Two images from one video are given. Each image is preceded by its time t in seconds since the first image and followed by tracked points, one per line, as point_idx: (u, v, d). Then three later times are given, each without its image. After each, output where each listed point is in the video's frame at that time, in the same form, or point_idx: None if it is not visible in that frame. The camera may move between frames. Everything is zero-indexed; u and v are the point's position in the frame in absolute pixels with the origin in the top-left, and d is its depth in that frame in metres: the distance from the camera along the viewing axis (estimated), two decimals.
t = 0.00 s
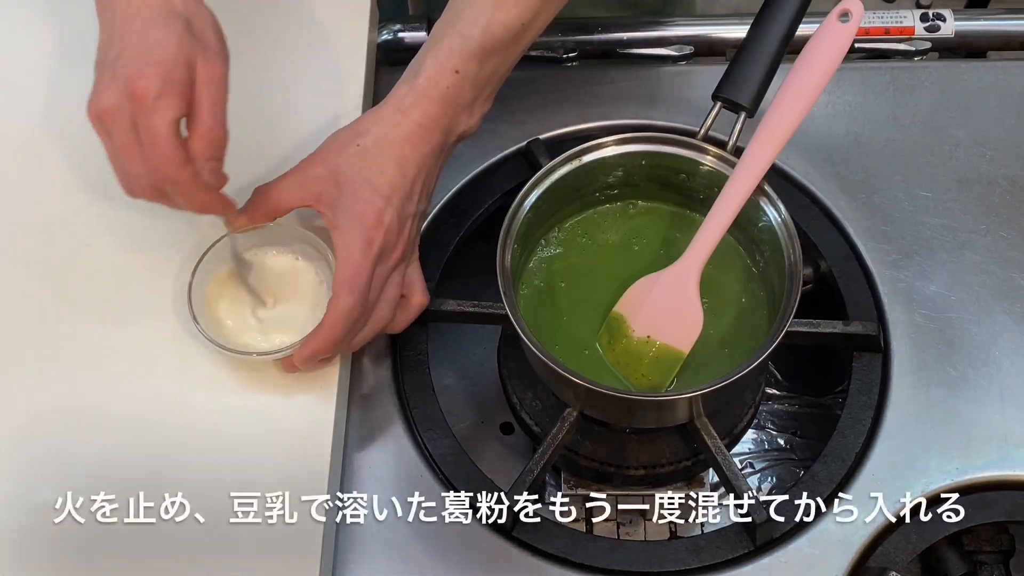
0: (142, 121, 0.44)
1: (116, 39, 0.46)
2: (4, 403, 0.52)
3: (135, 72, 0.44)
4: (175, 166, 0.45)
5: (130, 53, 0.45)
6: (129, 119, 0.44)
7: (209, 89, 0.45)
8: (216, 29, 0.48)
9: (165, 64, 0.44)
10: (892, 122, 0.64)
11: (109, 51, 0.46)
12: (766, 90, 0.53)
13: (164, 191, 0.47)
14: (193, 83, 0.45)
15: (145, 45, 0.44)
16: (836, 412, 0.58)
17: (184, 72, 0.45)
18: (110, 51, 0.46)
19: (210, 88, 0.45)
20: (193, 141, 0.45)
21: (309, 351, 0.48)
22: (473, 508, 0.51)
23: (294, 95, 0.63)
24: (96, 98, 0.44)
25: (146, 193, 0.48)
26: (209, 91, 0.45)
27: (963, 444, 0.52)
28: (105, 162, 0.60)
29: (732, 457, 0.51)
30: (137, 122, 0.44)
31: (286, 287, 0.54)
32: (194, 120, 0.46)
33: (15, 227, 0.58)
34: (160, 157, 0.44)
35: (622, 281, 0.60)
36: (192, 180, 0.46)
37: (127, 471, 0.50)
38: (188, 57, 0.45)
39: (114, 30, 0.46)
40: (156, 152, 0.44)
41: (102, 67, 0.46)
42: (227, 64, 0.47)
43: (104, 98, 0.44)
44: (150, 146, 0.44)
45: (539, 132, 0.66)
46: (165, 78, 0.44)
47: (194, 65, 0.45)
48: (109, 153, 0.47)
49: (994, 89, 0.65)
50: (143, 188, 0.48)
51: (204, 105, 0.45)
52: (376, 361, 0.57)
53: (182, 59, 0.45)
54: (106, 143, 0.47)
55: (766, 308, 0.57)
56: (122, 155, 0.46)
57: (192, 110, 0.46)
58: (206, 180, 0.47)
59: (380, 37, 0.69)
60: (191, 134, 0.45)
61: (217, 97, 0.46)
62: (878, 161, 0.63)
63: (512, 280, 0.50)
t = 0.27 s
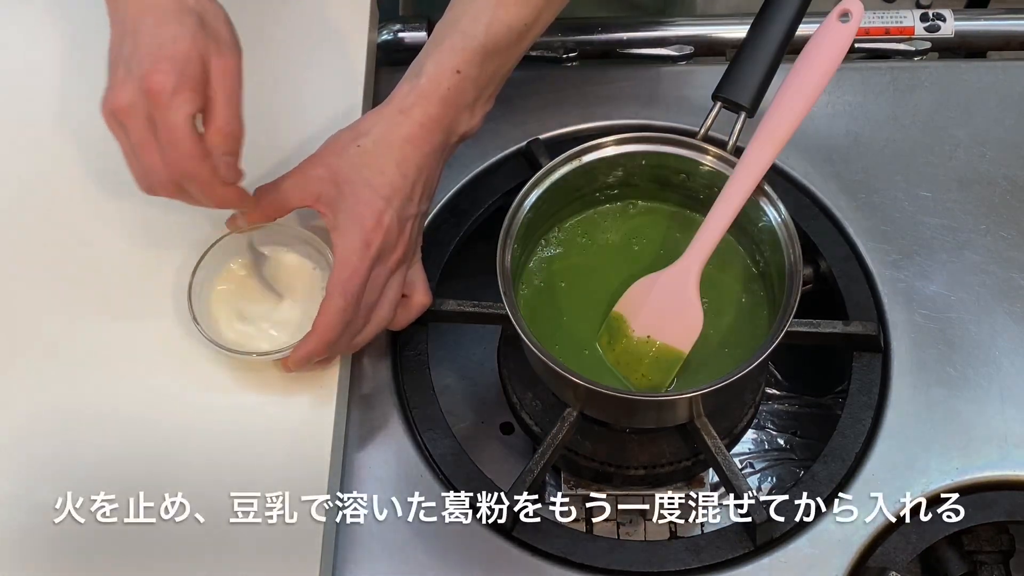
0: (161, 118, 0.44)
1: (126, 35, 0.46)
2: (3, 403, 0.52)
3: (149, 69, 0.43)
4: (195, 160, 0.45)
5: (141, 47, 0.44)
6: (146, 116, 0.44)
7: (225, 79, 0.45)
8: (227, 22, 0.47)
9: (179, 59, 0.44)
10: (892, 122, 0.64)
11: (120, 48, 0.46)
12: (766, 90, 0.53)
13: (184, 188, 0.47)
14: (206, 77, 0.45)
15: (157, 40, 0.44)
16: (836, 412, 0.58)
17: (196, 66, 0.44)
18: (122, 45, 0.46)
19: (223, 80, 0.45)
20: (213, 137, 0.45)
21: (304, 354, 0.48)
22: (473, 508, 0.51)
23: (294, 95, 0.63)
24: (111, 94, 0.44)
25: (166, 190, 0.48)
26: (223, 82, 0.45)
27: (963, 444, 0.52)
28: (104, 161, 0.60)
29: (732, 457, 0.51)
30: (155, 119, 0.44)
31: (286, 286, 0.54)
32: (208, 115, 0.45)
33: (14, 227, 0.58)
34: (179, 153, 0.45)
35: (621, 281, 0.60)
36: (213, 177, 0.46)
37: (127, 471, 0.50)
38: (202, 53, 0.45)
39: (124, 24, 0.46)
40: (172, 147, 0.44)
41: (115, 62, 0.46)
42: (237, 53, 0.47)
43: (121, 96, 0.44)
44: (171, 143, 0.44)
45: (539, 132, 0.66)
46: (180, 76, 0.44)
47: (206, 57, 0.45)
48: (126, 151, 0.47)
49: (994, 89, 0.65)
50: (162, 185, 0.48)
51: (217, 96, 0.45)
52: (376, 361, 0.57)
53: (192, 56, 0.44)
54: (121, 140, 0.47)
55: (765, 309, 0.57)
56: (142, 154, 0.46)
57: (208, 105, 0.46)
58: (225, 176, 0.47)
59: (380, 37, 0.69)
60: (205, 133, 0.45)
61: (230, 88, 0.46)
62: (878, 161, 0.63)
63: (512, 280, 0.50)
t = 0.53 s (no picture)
0: (177, 115, 0.43)
1: (144, 36, 0.46)
2: (3, 403, 0.52)
3: (167, 65, 0.43)
4: (213, 156, 0.44)
5: (160, 46, 0.45)
6: (162, 112, 0.44)
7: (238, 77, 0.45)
8: (241, 23, 0.48)
9: (195, 56, 0.44)
10: (892, 122, 0.64)
11: (136, 49, 0.46)
12: (766, 91, 0.53)
13: (204, 187, 0.47)
14: (221, 73, 0.45)
15: (172, 39, 0.44)
16: (836, 412, 0.58)
17: (212, 60, 0.44)
18: (139, 47, 0.46)
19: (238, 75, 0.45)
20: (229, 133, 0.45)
21: (301, 353, 0.48)
22: (473, 508, 0.51)
23: (293, 95, 0.63)
24: (127, 92, 0.44)
25: (183, 188, 0.47)
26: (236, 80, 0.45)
27: (963, 444, 0.52)
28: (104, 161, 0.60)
29: (732, 457, 0.51)
30: (171, 114, 0.44)
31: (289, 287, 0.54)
32: (225, 111, 0.45)
33: (14, 227, 0.58)
34: (195, 146, 0.44)
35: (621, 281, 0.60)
36: (230, 174, 0.45)
37: (127, 471, 0.50)
38: (218, 51, 0.45)
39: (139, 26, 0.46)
40: (188, 140, 0.44)
41: (130, 63, 0.46)
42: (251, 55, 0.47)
43: (137, 94, 0.44)
44: (181, 138, 0.44)
45: (539, 132, 0.66)
46: (194, 71, 0.43)
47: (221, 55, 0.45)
48: (142, 149, 0.47)
49: (994, 89, 0.65)
50: (178, 183, 0.47)
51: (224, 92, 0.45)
52: (376, 361, 0.57)
53: (206, 53, 0.44)
54: (136, 138, 0.47)
55: (764, 310, 0.57)
56: (159, 152, 0.46)
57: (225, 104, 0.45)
58: (244, 173, 0.46)
59: (380, 37, 0.69)
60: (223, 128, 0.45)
61: (244, 86, 0.45)
62: (878, 161, 0.63)
63: (511, 279, 0.50)
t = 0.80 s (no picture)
0: (190, 123, 0.45)
1: (151, 52, 0.47)
2: (3, 402, 0.52)
3: (179, 75, 0.45)
4: (226, 166, 0.45)
5: (167, 60, 0.46)
6: (174, 121, 0.45)
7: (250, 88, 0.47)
8: (251, 36, 0.50)
9: (206, 66, 0.45)
10: (892, 122, 0.64)
11: (146, 57, 0.47)
12: (766, 91, 0.53)
13: (217, 198, 0.48)
14: (235, 87, 0.47)
15: (183, 48, 0.46)
16: (836, 412, 0.58)
17: (225, 70, 0.46)
18: (150, 57, 0.47)
19: (251, 83, 0.47)
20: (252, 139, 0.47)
21: (301, 353, 0.48)
22: (474, 508, 0.51)
23: (293, 95, 0.63)
24: (139, 101, 0.46)
25: (198, 199, 0.48)
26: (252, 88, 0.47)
27: (963, 444, 0.52)
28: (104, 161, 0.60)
29: (732, 457, 0.51)
30: (184, 123, 0.45)
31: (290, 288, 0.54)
32: (240, 121, 0.47)
33: (14, 227, 0.58)
34: (202, 154, 0.45)
35: (621, 280, 0.60)
36: (242, 181, 0.46)
37: (128, 470, 0.50)
38: (229, 61, 0.47)
39: (151, 35, 0.48)
40: (197, 150, 0.45)
41: (140, 74, 0.47)
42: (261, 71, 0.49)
43: (150, 103, 0.45)
44: (193, 144, 0.45)
45: (539, 132, 0.66)
46: (206, 82, 0.45)
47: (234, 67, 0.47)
48: (153, 161, 0.48)
49: (994, 89, 0.65)
50: (194, 194, 0.47)
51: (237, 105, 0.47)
52: (377, 362, 0.57)
53: (222, 65, 0.46)
54: (148, 147, 0.48)
55: (764, 310, 0.58)
56: (170, 162, 0.46)
57: (236, 115, 0.47)
58: (253, 181, 0.47)
59: (380, 37, 0.69)
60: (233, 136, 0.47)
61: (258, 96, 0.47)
62: (878, 161, 0.63)
63: (511, 279, 0.50)
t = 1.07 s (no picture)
0: (192, 131, 0.43)
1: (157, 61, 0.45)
2: (3, 402, 0.52)
3: (182, 82, 0.43)
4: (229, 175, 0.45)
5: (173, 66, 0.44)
6: (177, 129, 0.44)
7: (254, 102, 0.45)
8: (251, 39, 0.48)
9: (211, 74, 0.44)
10: (892, 122, 0.64)
11: (146, 67, 0.46)
12: (766, 91, 0.53)
13: (213, 204, 0.47)
14: (241, 99, 0.45)
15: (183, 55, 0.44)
16: (836, 412, 0.58)
17: (228, 80, 0.45)
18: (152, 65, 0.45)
19: (253, 92, 0.46)
20: (249, 152, 0.46)
21: (301, 353, 0.48)
22: (473, 508, 0.51)
23: (293, 95, 0.63)
24: (141, 107, 0.44)
25: (200, 205, 0.47)
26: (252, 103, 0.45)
27: (963, 444, 0.52)
28: (104, 161, 0.60)
29: (732, 457, 0.51)
30: (185, 130, 0.44)
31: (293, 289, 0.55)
32: (239, 134, 0.46)
33: (13, 227, 0.58)
34: (207, 163, 0.44)
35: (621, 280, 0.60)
36: (244, 191, 0.46)
37: (128, 469, 0.50)
38: (232, 69, 0.45)
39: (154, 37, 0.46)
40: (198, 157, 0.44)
41: (141, 79, 0.46)
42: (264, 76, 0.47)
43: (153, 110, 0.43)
44: (197, 153, 0.44)
45: (539, 132, 0.66)
46: (213, 89, 0.44)
47: (236, 77, 0.45)
48: (153, 163, 0.47)
49: (994, 89, 0.65)
50: (194, 199, 0.47)
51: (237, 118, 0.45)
52: (377, 362, 0.57)
53: (227, 75, 0.45)
54: (147, 154, 0.46)
55: (764, 310, 0.58)
56: (173, 168, 0.46)
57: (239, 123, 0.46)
58: (255, 190, 0.47)
59: (380, 37, 0.69)
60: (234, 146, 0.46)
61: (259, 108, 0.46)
62: (878, 161, 0.63)
63: (511, 278, 0.50)
